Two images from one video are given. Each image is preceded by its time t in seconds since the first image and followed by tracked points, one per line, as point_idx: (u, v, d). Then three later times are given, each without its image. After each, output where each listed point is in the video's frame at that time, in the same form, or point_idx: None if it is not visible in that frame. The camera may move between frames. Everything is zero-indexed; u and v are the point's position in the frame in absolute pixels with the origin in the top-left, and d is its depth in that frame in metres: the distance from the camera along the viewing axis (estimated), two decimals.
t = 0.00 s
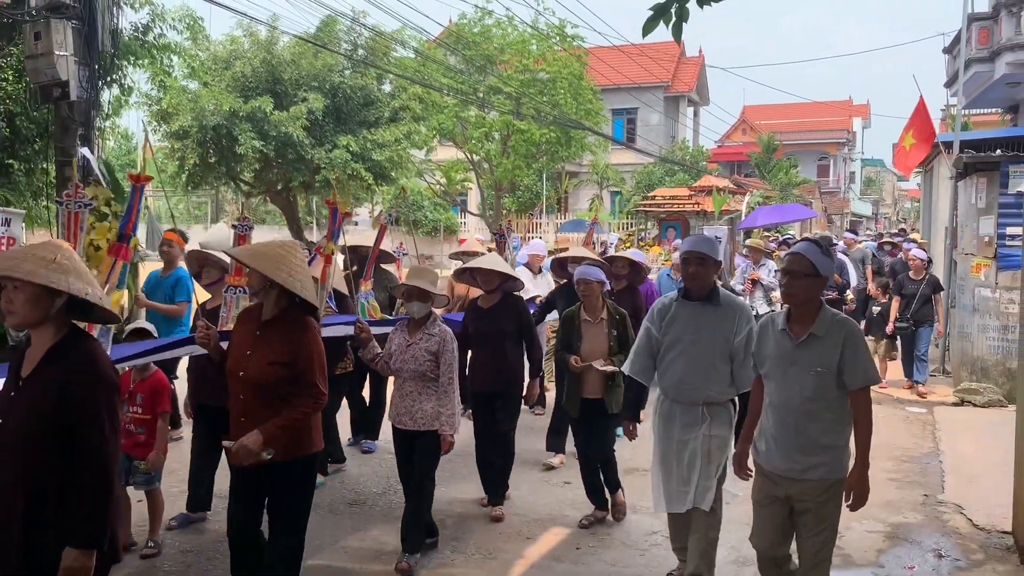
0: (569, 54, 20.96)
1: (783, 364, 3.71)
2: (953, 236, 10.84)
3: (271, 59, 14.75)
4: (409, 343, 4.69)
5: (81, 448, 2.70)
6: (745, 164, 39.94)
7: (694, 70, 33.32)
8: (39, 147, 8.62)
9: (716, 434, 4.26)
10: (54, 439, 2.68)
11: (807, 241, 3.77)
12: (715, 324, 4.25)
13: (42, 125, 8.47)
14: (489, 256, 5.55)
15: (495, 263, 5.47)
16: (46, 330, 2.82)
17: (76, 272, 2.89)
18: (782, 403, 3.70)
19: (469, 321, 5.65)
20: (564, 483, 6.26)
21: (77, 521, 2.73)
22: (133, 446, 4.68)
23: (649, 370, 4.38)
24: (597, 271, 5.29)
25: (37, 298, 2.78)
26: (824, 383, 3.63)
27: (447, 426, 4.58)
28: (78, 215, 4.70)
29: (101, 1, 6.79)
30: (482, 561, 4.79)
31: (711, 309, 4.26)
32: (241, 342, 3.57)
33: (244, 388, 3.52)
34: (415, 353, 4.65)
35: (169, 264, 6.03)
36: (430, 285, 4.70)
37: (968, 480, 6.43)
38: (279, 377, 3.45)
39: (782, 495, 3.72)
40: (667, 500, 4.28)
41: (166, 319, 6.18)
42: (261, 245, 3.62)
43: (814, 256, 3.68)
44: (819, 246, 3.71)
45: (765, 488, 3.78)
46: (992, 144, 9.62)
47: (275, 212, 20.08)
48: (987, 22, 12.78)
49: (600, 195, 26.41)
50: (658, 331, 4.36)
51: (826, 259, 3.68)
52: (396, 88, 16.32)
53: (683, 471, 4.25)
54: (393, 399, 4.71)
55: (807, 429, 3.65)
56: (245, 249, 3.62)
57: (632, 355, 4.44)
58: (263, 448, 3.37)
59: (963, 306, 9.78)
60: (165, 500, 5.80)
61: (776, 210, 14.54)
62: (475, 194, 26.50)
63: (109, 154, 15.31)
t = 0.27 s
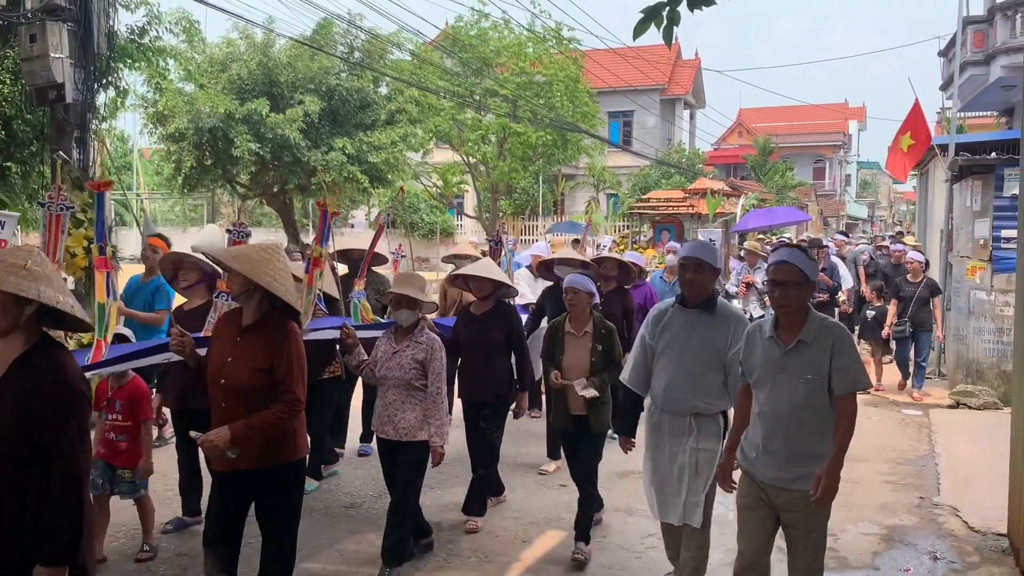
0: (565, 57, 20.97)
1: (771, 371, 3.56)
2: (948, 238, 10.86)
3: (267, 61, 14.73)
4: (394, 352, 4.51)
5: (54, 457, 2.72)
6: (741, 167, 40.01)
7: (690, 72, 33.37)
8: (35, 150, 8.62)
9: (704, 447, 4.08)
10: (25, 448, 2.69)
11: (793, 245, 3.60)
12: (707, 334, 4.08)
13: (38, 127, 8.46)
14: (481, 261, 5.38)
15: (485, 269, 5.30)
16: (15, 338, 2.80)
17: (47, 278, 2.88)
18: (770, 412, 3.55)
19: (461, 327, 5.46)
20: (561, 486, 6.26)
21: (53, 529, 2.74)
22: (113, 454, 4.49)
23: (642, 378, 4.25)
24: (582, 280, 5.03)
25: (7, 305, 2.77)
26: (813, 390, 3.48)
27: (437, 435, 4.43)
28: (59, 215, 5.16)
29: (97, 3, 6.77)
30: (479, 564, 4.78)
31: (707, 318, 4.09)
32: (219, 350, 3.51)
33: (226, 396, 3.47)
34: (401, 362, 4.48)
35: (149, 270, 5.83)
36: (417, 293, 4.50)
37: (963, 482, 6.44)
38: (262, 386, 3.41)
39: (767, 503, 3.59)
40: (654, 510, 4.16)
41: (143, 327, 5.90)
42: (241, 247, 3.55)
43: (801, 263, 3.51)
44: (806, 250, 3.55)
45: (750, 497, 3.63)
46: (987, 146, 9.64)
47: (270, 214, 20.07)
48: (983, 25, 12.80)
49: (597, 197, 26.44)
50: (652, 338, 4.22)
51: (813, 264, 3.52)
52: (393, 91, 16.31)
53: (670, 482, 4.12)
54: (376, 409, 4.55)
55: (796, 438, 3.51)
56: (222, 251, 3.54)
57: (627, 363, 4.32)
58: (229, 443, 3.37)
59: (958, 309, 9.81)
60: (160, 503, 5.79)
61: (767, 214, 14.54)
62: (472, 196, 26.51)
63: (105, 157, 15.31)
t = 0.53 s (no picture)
0: (563, 60, 20.98)
1: (743, 382, 3.37)
2: (945, 241, 10.88)
3: (265, 64, 14.73)
4: (382, 353, 4.50)
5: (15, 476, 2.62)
6: (738, 170, 40.05)
7: (688, 75, 33.43)
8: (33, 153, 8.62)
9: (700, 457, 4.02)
10: None
11: (758, 249, 3.43)
12: (707, 335, 4.01)
13: (36, 130, 8.46)
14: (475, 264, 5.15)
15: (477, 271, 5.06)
16: None
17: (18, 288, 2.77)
18: (743, 425, 3.35)
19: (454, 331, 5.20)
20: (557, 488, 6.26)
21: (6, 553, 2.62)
22: (86, 458, 4.45)
23: (641, 379, 4.22)
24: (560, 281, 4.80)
25: None
26: (789, 400, 3.29)
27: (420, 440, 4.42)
28: (41, 221, 4.15)
29: (94, 6, 6.78)
30: (476, 567, 4.78)
31: (703, 319, 4.04)
32: (189, 355, 3.46)
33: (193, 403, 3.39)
34: (389, 364, 4.46)
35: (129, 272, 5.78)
36: (405, 295, 4.47)
37: (960, 484, 6.45)
38: (233, 391, 3.35)
39: (744, 521, 3.39)
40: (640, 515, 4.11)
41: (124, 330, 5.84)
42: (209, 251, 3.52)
43: (769, 267, 3.34)
44: (769, 254, 3.37)
45: (728, 516, 3.43)
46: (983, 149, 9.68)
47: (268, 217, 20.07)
48: (979, 28, 12.83)
49: (595, 200, 26.46)
50: (650, 340, 4.19)
51: (780, 268, 3.35)
52: (391, 93, 16.30)
53: (660, 487, 4.08)
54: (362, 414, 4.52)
55: (771, 452, 3.30)
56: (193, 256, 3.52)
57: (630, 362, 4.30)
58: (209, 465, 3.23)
59: (955, 312, 9.83)
60: (156, 505, 5.79)
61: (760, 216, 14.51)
62: (469, 199, 26.51)
63: (102, 159, 15.31)
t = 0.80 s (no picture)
0: (563, 61, 20.99)
1: (716, 382, 3.27)
2: (946, 242, 10.89)
3: (266, 65, 14.74)
4: (375, 355, 4.33)
5: None
6: (739, 171, 40.08)
7: (688, 77, 33.47)
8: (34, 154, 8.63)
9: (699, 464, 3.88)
10: None
11: (727, 244, 3.35)
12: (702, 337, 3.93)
13: (37, 131, 8.47)
14: (469, 265, 5.07)
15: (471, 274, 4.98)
16: None
17: None
18: (719, 427, 3.25)
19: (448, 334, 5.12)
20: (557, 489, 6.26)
21: None
22: (69, 465, 4.29)
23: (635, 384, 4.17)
24: (523, 291, 4.51)
25: None
26: (765, 397, 3.22)
27: (413, 445, 4.22)
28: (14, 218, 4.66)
29: (95, 7, 6.78)
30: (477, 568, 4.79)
31: (695, 321, 4.00)
32: (162, 358, 3.41)
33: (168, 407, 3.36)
34: (382, 366, 4.29)
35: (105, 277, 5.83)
36: (398, 296, 4.37)
37: (961, 485, 6.46)
38: (206, 394, 3.31)
39: (726, 529, 3.29)
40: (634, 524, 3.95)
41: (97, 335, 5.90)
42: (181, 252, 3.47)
43: (739, 260, 3.27)
44: (741, 248, 3.31)
45: (711, 525, 3.32)
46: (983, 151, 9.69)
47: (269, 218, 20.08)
48: (980, 30, 12.84)
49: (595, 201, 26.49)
50: (643, 344, 4.12)
51: (751, 262, 3.29)
52: (392, 95, 16.32)
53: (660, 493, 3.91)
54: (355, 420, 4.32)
55: (749, 453, 3.22)
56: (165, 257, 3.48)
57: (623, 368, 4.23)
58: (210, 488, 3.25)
59: (956, 313, 9.83)
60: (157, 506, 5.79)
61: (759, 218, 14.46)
62: (470, 201, 26.53)
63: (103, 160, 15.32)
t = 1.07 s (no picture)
0: (565, 62, 20.98)
1: (701, 386, 3.25)
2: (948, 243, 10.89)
3: (268, 65, 14.75)
4: (365, 360, 4.25)
5: None
6: (741, 172, 40.06)
7: (691, 77, 33.47)
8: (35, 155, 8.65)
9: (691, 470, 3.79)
10: None
11: (714, 244, 3.34)
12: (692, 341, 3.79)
13: (38, 132, 8.48)
14: (460, 267, 5.06)
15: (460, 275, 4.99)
16: None
17: None
18: (705, 431, 3.24)
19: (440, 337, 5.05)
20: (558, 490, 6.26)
21: None
22: (60, 468, 4.13)
23: (618, 395, 3.95)
24: (487, 285, 4.42)
25: None
26: (749, 402, 3.20)
27: (404, 450, 4.13)
28: None
29: (98, 8, 6.78)
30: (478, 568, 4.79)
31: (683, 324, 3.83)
32: (149, 363, 3.38)
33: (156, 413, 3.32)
34: (372, 370, 4.21)
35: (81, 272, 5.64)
36: (388, 297, 4.27)
37: (963, 486, 6.45)
38: (199, 397, 3.31)
39: (713, 535, 3.28)
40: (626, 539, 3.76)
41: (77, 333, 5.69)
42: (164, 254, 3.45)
43: (727, 262, 3.27)
44: (733, 249, 3.30)
45: (699, 532, 3.31)
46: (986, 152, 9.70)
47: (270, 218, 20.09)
48: (983, 30, 12.83)
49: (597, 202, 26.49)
50: (626, 353, 3.93)
51: (738, 263, 3.27)
52: (394, 95, 16.33)
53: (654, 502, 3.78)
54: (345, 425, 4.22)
55: (733, 458, 3.21)
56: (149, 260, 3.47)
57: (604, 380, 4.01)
58: (225, 500, 3.30)
59: (959, 314, 9.82)
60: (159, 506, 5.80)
61: (758, 219, 14.43)
62: (472, 201, 26.55)
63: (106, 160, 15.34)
